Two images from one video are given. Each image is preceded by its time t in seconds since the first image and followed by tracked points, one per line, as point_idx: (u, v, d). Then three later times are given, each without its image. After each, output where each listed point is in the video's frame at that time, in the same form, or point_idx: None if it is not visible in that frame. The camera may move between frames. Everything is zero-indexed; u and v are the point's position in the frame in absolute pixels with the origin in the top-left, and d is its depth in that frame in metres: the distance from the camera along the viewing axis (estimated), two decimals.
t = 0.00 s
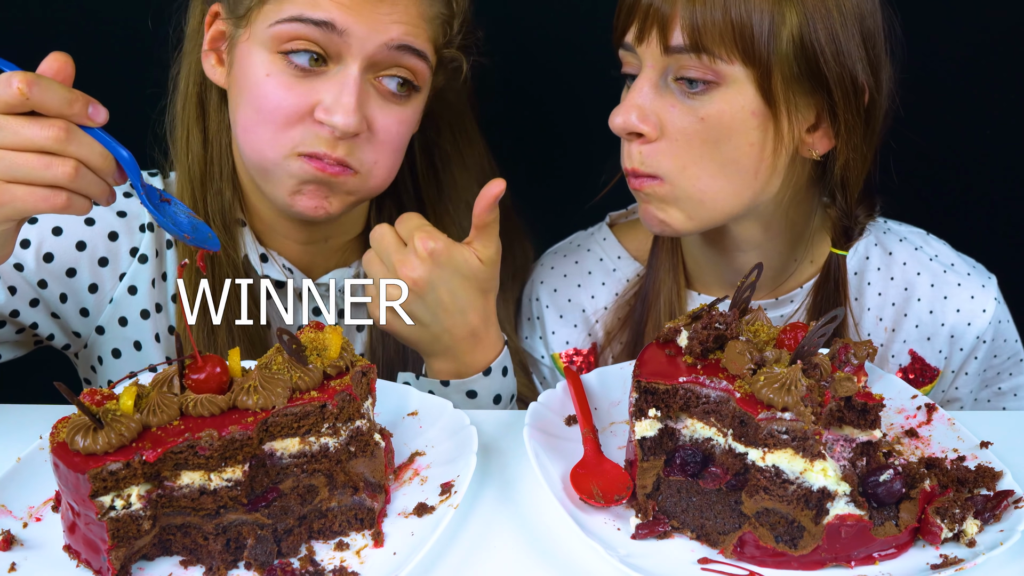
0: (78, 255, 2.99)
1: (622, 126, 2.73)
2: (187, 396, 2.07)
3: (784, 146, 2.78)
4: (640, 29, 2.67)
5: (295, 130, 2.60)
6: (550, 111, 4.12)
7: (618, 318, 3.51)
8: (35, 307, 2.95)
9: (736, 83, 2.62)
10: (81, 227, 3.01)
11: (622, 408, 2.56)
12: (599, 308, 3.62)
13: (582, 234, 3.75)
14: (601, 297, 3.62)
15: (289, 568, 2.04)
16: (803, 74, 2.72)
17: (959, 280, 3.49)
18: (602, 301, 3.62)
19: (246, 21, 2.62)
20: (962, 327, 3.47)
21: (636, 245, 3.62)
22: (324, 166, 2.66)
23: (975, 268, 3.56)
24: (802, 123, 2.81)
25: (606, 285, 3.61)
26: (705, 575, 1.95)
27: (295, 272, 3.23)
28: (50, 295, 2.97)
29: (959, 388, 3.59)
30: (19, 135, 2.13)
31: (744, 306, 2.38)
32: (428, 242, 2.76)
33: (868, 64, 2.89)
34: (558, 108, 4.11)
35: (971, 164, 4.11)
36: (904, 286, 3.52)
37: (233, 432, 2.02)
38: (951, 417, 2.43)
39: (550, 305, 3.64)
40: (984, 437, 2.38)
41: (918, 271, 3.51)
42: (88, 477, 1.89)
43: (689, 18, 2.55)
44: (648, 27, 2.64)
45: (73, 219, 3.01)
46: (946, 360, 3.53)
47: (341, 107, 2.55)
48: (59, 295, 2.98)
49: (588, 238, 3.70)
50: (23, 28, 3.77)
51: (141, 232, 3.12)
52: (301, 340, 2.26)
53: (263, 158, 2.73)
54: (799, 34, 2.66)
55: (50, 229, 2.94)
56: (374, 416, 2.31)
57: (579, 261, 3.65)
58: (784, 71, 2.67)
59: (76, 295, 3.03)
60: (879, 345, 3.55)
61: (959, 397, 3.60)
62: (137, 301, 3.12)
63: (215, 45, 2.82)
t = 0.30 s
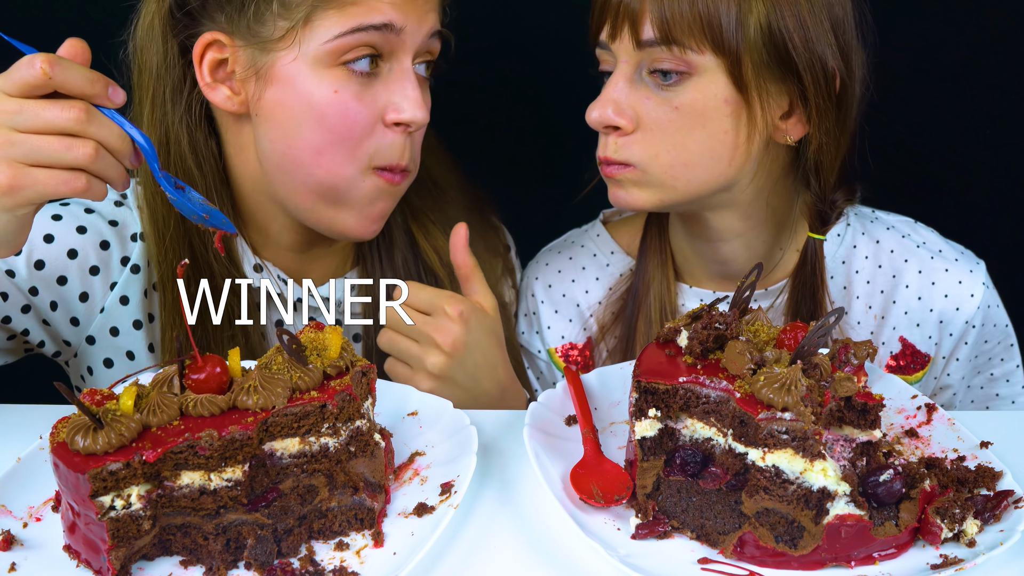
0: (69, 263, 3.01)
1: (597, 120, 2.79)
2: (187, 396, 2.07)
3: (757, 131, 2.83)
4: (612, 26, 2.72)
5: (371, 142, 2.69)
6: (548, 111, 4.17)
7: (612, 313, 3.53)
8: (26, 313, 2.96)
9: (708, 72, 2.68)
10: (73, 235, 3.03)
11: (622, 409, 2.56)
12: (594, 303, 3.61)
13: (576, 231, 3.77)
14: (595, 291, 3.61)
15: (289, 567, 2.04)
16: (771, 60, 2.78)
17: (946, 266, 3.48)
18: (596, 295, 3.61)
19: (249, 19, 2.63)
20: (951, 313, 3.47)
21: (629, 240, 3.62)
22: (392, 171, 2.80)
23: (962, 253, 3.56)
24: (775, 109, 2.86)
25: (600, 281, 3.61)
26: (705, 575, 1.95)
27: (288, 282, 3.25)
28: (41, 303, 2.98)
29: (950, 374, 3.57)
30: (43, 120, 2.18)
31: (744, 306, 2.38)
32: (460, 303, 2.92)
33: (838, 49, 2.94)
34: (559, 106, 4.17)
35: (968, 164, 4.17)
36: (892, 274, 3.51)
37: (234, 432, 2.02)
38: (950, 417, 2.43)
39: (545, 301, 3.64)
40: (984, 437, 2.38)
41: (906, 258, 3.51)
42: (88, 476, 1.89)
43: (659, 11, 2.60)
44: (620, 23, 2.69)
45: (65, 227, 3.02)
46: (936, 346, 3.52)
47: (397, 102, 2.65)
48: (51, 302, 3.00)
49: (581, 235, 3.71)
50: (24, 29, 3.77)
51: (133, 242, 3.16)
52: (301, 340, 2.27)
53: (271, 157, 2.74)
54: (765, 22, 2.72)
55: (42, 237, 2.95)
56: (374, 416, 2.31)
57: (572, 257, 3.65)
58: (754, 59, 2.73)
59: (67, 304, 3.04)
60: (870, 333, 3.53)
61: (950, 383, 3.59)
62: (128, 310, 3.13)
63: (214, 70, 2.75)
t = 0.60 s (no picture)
0: (65, 259, 3.02)
1: (594, 122, 2.78)
2: (187, 396, 2.07)
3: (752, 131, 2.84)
4: (607, 27, 2.72)
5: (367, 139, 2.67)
6: (545, 110, 4.17)
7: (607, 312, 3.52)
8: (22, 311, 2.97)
9: (704, 72, 2.69)
10: (69, 231, 3.04)
11: (622, 408, 2.56)
12: (589, 302, 3.61)
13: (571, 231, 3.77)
14: (590, 291, 3.61)
15: (289, 568, 2.04)
16: (765, 60, 2.78)
17: (940, 261, 3.47)
18: (591, 295, 3.61)
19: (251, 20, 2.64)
20: (945, 307, 3.46)
21: (624, 240, 3.62)
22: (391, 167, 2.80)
23: (956, 248, 3.54)
24: (770, 107, 2.87)
25: (595, 280, 3.61)
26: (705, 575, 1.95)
27: (284, 278, 3.25)
28: (37, 300, 2.99)
29: (944, 368, 3.59)
30: (32, 105, 2.21)
31: (744, 306, 2.38)
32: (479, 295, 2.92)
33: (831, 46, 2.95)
34: (556, 104, 4.16)
35: (967, 164, 4.17)
36: (885, 269, 3.50)
37: (233, 432, 2.02)
38: (951, 417, 2.43)
39: (541, 301, 3.65)
40: (984, 437, 2.38)
41: (900, 253, 3.50)
42: (88, 476, 1.89)
43: (654, 12, 2.60)
44: (614, 25, 2.69)
45: (61, 224, 3.03)
46: (931, 341, 3.52)
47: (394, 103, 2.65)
48: (47, 300, 3.00)
49: (576, 235, 3.71)
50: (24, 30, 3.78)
51: (128, 238, 3.18)
52: (301, 340, 2.27)
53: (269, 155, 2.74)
54: (759, 20, 2.72)
55: (38, 234, 2.95)
56: (374, 416, 2.31)
57: (568, 256, 3.65)
58: (749, 58, 2.73)
59: (64, 300, 3.05)
60: (864, 328, 3.54)
61: (944, 377, 3.60)
62: (125, 307, 3.14)
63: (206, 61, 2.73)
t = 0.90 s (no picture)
0: (80, 237, 3.02)
1: (619, 126, 2.72)
2: (187, 396, 2.08)
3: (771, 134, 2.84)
4: (628, 30, 2.69)
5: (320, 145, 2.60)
6: (547, 109, 4.16)
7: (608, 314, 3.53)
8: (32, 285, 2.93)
9: (728, 76, 2.67)
10: (85, 210, 3.04)
11: (622, 408, 2.56)
12: (589, 303, 3.62)
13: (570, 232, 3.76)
14: (591, 292, 3.62)
15: (289, 567, 2.04)
16: (790, 61, 2.79)
17: (941, 260, 3.48)
18: (592, 296, 3.62)
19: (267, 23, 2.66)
20: (945, 306, 3.46)
21: (623, 239, 3.61)
22: (351, 188, 2.73)
23: (956, 248, 3.56)
24: (790, 110, 2.87)
25: (595, 281, 3.61)
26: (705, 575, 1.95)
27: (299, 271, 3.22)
28: (48, 276, 2.96)
29: (945, 367, 3.57)
30: (66, 61, 2.18)
31: (744, 306, 2.38)
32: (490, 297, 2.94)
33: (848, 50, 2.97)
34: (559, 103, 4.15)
35: (967, 165, 4.18)
36: (887, 269, 3.51)
37: (233, 432, 2.02)
38: (950, 417, 2.43)
39: (541, 303, 3.64)
40: (984, 437, 2.38)
41: (901, 253, 3.50)
42: (88, 476, 1.89)
43: (679, 15, 2.59)
44: (636, 27, 2.66)
45: (78, 202, 3.04)
46: (932, 340, 3.52)
47: (359, 117, 2.52)
48: (59, 276, 2.98)
49: (576, 236, 3.71)
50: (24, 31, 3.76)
51: (144, 222, 3.18)
52: (301, 340, 2.26)
53: (261, 158, 2.74)
54: (782, 23, 2.73)
55: (55, 210, 2.96)
56: (374, 416, 2.31)
57: (568, 258, 3.65)
58: (774, 61, 2.74)
59: (75, 278, 3.03)
60: (865, 327, 3.53)
61: (945, 376, 3.58)
62: (138, 289, 3.14)
63: (218, 66, 2.76)
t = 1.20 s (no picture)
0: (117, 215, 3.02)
1: (701, 125, 2.62)
2: (187, 396, 2.07)
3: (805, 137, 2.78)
4: (699, 25, 2.62)
5: (313, 148, 2.61)
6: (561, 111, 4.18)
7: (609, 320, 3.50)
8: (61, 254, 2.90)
9: (802, 71, 2.70)
10: (124, 190, 3.05)
11: (622, 409, 2.56)
12: (590, 310, 3.60)
13: (571, 238, 3.75)
14: (591, 298, 3.60)
15: (289, 567, 2.04)
16: (846, 64, 2.86)
17: (944, 263, 3.50)
18: (592, 302, 3.60)
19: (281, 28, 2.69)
20: (950, 309, 3.48)
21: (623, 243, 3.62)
22: (338, 191, 2.74)
23: (958, 252, 3.59)
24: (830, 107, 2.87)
25: (596, 287, 3.60)
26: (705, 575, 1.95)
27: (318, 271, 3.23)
28: (77, 248, 2.94)
29: (949, 369, 3.55)
30: (196, 57, 1.85)
31: (744, 306, 2.38)
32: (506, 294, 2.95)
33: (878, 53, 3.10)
34: (567, 107, 4.17)
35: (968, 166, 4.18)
36: (891, 271, 3.51)
37: (234, 432, 2.02)
38: (950, 417, 2.43)
39: (541, 309, 3.62)
40: (984, 437, 2.38)
41: (905, 256, 3.51)
42: (88, 476, 1.89)
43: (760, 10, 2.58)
44: (713, 21, 2.60)
45: (118, 181, 3.05)
46: (936, 343, 3.52)
47: (356, 118, 2.52)
48: (88, 250, 2.97)
49: (576, 241, 3.70)
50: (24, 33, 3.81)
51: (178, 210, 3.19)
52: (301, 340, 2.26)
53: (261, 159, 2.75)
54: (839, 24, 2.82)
55: (97, 184, 2.97)
56: (374, 416, 2.31)
57: (568, 263, 3.64)
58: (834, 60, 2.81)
59: (104, 255, 3.02)
60: (871, 330, 3.51)
61: (949, 380, 3.57)
62: (165, 275, 3.15)
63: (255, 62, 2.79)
